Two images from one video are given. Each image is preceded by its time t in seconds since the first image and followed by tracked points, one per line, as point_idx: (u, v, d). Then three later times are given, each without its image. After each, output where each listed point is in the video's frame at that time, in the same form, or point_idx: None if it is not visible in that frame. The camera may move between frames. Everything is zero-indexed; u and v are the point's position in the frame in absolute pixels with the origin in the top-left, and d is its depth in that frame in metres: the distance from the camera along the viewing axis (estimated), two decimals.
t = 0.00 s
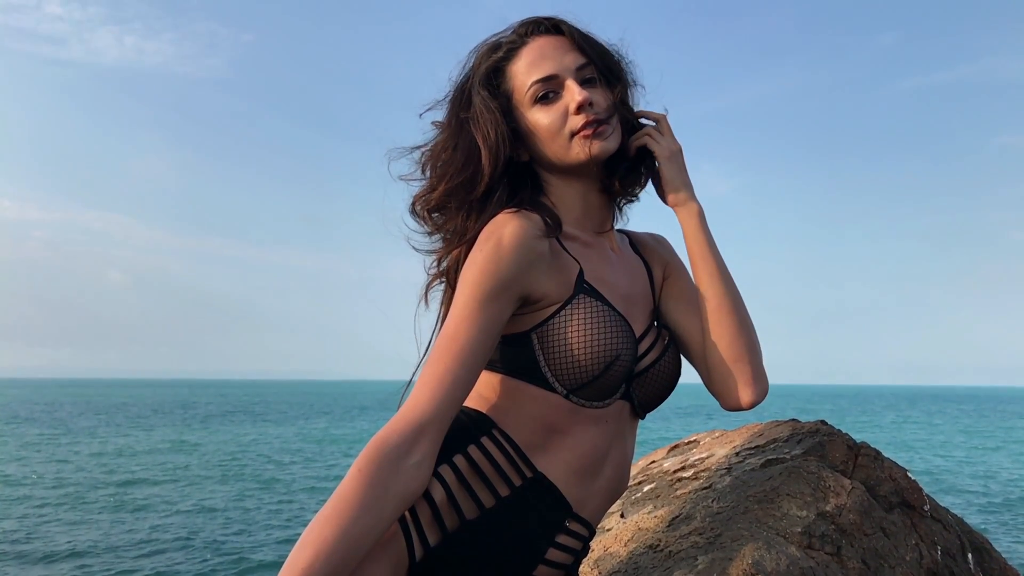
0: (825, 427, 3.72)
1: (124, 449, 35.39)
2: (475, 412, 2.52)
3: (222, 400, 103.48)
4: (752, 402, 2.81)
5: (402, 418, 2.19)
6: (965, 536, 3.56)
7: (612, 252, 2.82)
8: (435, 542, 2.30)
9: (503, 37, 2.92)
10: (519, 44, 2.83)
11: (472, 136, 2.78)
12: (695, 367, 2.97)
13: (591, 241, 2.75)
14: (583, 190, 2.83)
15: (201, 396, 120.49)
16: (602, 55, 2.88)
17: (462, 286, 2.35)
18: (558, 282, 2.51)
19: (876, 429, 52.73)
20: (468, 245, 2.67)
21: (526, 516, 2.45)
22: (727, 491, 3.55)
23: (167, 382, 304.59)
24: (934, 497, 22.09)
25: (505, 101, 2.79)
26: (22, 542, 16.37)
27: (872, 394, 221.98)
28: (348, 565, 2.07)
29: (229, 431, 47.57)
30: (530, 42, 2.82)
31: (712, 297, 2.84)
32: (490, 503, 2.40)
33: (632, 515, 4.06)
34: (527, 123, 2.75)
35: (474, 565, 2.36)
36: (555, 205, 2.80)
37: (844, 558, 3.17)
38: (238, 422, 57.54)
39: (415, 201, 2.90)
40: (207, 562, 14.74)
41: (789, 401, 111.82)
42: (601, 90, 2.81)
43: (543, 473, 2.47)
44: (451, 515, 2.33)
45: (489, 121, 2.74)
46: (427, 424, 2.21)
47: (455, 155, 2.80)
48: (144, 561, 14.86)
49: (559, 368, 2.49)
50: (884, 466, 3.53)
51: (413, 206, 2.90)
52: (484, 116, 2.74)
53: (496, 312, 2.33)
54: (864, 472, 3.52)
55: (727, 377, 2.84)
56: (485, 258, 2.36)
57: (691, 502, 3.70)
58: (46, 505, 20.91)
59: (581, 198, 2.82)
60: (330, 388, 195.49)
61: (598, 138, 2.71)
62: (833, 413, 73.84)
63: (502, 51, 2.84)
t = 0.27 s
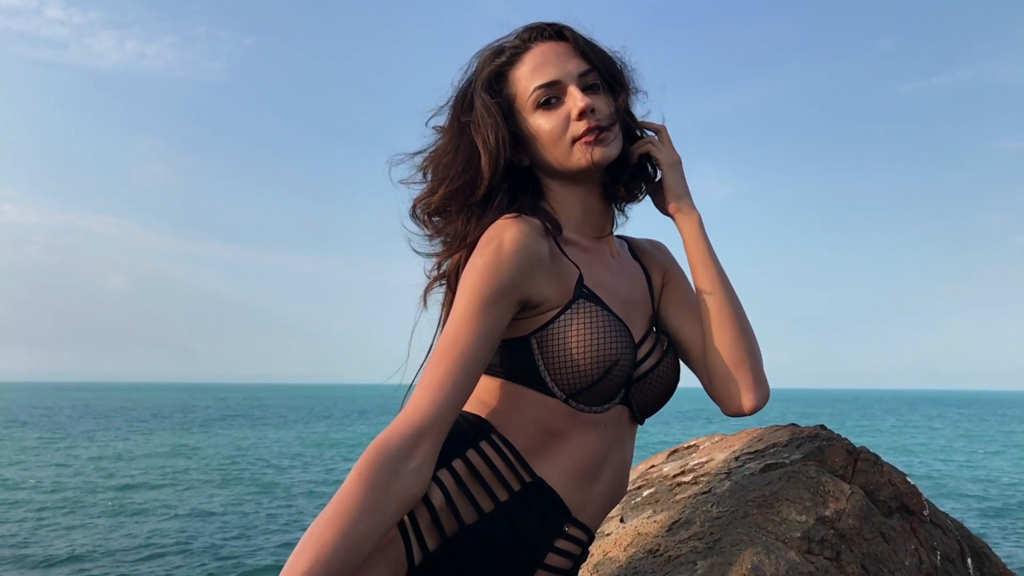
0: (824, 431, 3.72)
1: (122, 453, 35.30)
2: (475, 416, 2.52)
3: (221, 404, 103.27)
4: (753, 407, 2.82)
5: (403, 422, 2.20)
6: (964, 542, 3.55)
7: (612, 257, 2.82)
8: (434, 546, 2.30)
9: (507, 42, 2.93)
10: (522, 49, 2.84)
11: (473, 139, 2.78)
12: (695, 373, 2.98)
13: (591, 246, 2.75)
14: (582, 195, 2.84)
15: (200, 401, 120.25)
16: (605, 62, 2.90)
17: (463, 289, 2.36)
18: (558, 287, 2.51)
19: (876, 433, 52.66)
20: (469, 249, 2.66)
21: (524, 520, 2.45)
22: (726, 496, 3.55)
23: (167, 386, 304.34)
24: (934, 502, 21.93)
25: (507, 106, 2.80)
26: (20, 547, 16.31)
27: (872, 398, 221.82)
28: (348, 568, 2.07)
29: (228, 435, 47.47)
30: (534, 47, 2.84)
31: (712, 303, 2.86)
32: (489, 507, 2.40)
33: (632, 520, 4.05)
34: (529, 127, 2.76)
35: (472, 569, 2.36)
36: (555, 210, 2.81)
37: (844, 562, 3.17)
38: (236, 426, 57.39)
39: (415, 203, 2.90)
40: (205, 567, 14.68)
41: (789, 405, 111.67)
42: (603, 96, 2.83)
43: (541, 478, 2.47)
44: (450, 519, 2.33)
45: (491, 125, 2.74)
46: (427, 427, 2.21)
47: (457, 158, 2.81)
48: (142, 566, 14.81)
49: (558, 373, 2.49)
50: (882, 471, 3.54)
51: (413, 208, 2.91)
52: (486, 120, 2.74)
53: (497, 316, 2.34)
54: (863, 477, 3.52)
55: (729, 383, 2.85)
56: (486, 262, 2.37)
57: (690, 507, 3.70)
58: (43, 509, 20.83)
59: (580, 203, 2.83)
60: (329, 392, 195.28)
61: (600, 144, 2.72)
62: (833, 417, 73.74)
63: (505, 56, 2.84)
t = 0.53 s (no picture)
0: (823, 436, 3.73)
1: (121, 457, 35.24)
2: (473, 421, 2.52)
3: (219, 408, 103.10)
4: (755, 414, 2.83)
5: (403, 426, 2.20)
6: (963, 546, 3.55)
7: (611, 264, 2.83)
8: (432, 551, 2.30)
9: (510, 47, 2.93)
10: (525, 55, 2.84)
11: (476, 143, 2.79)
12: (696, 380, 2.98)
13: (590, 253, 2.76)
14: (582, 202, 2.85)
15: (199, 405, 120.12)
16: (608, 70, 2.90)
17: (463, 294, 2.36)
18: (557, 293, 2.52)
19: (876, 438, 52.60)
20: (469, 254, 2.67)
21: (523, 525, 2.45)
22: (725, 501, 3.55)
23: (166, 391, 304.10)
24: (935, 507, 21.82)
25: (510, 111, 2.80)
26: (17, 551, 16.27)
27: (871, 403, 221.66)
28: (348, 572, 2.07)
29: (227, 440, 47.39)
30: (537, 54, 2.84)
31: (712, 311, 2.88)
32: (487, 512, 2.41)
33: (631, 525, 4.06)
34: (530, 134, 2.77)
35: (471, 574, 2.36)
36: (555, 216, 2.82)
37: (843, 567, 3.17)
38: (235, 430, 57.30)
39: (416, 207, 2.91)
40: (203, 571, 14.64)
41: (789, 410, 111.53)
42: (605, 104, 2.83)
43: (539, 483, 2.48)
44: (449, 524, 2.33)
45: (494, 130, 2.75)
46: (427, 431, 2.21)
47: (458, 162, 2.81)
48: (140, 570, 14.78)
49: (558, 379, 2.49)
50: (881, 476, 3.54)
51: (414, 212, 2.91)
52: (489, 125, 2.75)
53: (497, 321, 2.34)
54: (861, 482, 3.53)
55: (730, 390, 2.85)
56: (487, 267, 2.37)
57: (689, 511, 3.71)
58: (41, 513, 20.78)
59: (580, 210, 2.84)
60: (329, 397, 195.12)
61: (601, 151, 2.73)
62: (833, 421, 73.65)
63: (508, 61, 2.85)
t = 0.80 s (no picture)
0: (822, 440, 3.73)
1: (120, 461, 35.17)
2: (473, 425, 2.53)
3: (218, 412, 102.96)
4: (755, 420, 2.87)
5: (403, 429, 2.21)
6: (962, 550, 3.56)
7: (611, 269, 2.85)
8: (430, 555, 2.31)
9: (514, 51, 2.94)
10: (529, 60, 2.85)
11: (478, 147, 2.80)
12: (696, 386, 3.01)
13: (590, 258, 2.77)
14: (583, 207, 2.86)
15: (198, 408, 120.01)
16: (612, 76, 2.91)
17: (463, 297, 2.37)
18: (557, 297, 2.53)
19: (875, 441, 52.57)
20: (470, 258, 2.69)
21: (521, 529, 2.46)
22: (724, 505, 3.55)
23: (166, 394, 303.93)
24: (934, 510, 21.81)
25: (513, 115, 2.81)
26: (15, 554, 16.23)
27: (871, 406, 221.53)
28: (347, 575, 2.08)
29: (225, 443, 47.31)
30: (541, 59, 2.85)
31: (714, 319, 2.91)
32: (486, 516, 2.41)
33: (630, 528, 4.06)
34: (533, 138, 2.77)
35: None
36: (556, 221, 2.83)
37: (841, 571, 3.18)
38: (234, 434, 57.23)
39: (418, 209, 2.91)
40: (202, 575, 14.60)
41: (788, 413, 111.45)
42: (607, 110, 2.85)
43: (537, 486, 2.49)
44: (447, 528, 2.34)
45: (497, 134, 2.76)
46: (427, 434, 2.22)
47: (460, 165, 2.82)
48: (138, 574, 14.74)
49: (557, 384, 2.50)
50: (879, 479, 3.55)
51: (415, 213, 2.92)
52: (492, 128, 2.76)
53: (497, 325, 2.35)
54: (860, 486, 3.53)
55: (731, 397, 2.89)
56: (487, 270, 2.38)
57: (688, 515, 3.71)
58: (39, 516, 20.74)
59: (580, 215, 2.85)
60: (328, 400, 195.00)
61: (602, 158, 2.74)
62: (832, 425, 73.60)
63: (512, 66, 2.86)
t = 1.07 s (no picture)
0: (820, 445, 3.74)
1: (118, 465, 35.08)
2: (471, 429, 2.53)
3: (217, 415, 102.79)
4: (756, 429, 2.89)
5: (402, 432, 2.21)
6: (961, 555, 3.56)
7: (610, 276, 2.86)
8: (428, 559, 2.31)
9: (520, 55, 2.95)
10: (535, 66, 2.86)
11: (483, 150, 2.81)
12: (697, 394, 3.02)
13: (589, 264, 2.78)
14: (584, 213, 2.87)
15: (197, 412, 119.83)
16: (616, 85, 2.92)
17: (463, 301, 2.37)
18: (557, 302, 2.54)
19: (875, 445, 52.49)
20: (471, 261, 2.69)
21: (519, 533, 2.46)
22: (722, 510, 3.55)
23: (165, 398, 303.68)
24: (933, 514, 21.77)
25: (517, 120, 2.81)
26: (12, 558, 16.18)
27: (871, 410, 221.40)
28: None
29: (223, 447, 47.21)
30: (546, 65, 2.86)
31: (715, 328, 2.93)
32: (484, 520, 2.42)
33: (629, 533, 4.06)
34: (536, 144, 2.78)
35: None
36: (556, 227, 2.83)
37: None
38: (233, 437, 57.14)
39: (421, 211, 2.92)
40: None
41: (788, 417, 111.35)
42: (611, 118, 2.86)
43: (535, 491, 2.49)
44: (445, 532, 2.34)
45: (501, 138, 2.77)
46: (426, 438, 2.22)
47: (464, 168, 2.83)
48: None
49: (556, 389, 2.51)
50: (878, 484, 3.55)
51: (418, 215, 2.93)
52: (496, 133, 2.77)
53: (497, 329, 2.36)
54: (858, 490, 3.53)
55: (733, 406, 2.90)
56: (487, 275, 2.39)
57: (687, 520, 3.71)
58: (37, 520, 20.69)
59: (581, 221, 2.86)
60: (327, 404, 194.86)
61: (604, 166, 2.75)
62: (832, 428, 73.52)
63: (517, 70, 2.86)
